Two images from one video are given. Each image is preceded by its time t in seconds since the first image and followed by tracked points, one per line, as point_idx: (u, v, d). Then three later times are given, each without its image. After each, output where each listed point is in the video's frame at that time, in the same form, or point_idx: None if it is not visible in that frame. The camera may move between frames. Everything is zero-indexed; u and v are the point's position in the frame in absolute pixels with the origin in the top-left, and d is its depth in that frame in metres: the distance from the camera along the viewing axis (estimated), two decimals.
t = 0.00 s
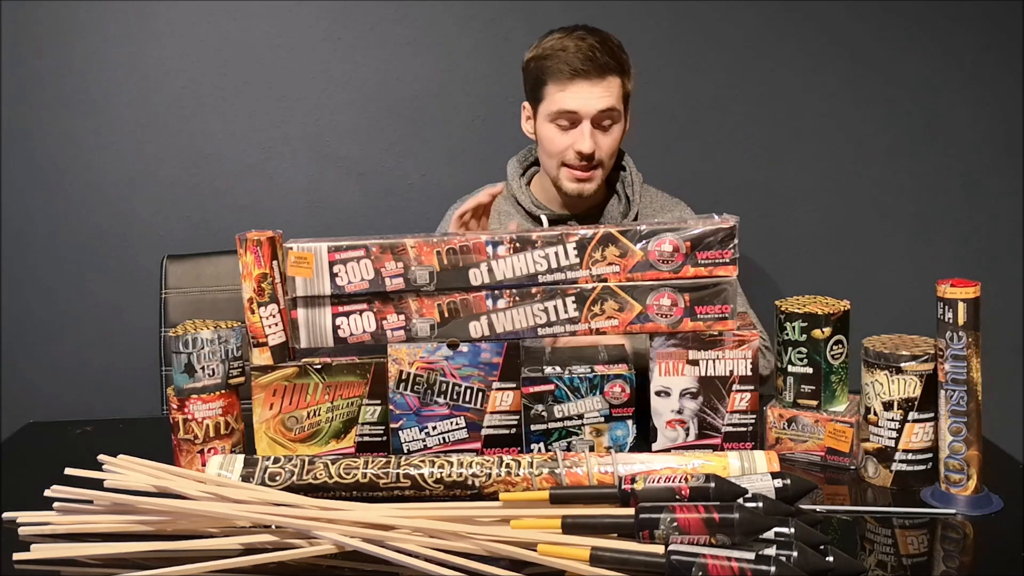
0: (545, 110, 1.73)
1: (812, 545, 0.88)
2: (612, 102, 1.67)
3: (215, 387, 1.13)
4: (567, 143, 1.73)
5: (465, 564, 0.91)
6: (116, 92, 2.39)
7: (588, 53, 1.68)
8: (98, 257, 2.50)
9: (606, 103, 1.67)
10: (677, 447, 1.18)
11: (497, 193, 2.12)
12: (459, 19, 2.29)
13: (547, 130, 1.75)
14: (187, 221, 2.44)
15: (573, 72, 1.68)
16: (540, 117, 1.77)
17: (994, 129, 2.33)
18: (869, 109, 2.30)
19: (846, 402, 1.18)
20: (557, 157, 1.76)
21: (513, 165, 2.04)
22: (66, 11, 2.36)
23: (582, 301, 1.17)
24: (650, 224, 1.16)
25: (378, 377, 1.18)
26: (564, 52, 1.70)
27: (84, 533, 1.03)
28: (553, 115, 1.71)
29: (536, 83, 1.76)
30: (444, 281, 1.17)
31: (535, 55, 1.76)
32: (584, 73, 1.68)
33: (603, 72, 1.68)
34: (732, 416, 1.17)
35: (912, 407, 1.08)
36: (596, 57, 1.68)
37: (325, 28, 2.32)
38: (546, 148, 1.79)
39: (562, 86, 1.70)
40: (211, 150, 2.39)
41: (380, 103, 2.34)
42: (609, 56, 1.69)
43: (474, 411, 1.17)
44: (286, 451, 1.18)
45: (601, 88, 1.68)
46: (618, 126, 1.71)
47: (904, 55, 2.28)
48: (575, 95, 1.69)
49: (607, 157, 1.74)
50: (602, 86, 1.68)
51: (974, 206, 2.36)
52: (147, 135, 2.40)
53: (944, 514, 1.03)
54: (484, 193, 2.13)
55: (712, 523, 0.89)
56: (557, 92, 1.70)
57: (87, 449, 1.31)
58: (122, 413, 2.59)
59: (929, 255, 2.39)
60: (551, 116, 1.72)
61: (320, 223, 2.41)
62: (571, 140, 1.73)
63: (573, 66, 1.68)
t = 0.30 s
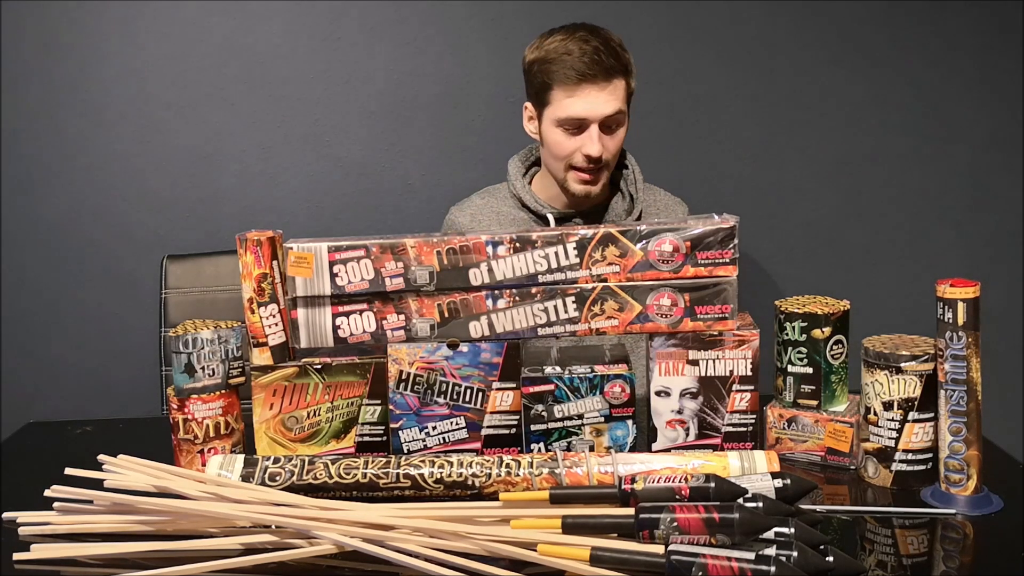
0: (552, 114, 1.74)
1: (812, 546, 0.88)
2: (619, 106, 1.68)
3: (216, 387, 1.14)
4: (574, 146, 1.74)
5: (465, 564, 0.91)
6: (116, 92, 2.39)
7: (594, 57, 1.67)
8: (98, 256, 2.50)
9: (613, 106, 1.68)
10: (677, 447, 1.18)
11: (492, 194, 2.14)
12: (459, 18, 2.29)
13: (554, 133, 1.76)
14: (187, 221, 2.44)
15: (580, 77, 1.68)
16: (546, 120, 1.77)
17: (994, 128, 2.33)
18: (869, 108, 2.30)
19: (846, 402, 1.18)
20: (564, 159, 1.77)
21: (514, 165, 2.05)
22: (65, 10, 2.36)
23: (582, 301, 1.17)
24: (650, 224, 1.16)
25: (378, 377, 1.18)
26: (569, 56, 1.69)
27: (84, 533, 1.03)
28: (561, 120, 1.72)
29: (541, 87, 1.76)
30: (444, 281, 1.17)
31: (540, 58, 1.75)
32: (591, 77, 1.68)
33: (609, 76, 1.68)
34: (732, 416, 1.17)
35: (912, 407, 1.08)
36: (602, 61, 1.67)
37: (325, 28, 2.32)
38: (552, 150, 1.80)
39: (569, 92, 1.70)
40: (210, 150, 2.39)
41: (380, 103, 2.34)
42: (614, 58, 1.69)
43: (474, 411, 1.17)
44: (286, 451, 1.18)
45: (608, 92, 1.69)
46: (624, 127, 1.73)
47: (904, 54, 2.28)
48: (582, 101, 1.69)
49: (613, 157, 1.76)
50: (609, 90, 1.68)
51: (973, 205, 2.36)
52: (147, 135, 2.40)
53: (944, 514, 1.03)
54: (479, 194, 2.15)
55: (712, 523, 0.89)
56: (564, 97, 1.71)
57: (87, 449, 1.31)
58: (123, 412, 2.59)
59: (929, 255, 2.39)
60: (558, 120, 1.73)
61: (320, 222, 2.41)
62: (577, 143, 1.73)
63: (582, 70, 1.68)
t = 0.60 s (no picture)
0: (546, 105, 1.74)
1: (812, 545, 0.88)
2: (613, 94, 1.68)
3: (216, 387, 1.14)
4: (569, 138, 1.74)
5: (465, 564, 0.91)
6: (116, 92, 2.39)
7: (587, 45, 1.69)
8: (98, 256, 2.50)
9: (607, 95, 1.68)
10: (677, 447, 1.18)
11: (493, 193, 2.14)
12: (459, 19, 2.29)
13: (549, 126, 1.75)
14: (187, 221, 2.44)
15: (573, 66, 1.69)
16: (540, 113, 1.77)
17: (993, 129, 2.33)
18: (869, 109, 2.30)
19: (846, 402, 1.18)
20: (559, 153, 1.76)
21: (514, 164, 2.03)
22: (66, 11, 2.36)
23: (582, 301, 1.17)
24: (650, 224, 1.16)
25: (378, 377, 1.18)
26: (562, 45, 1.71)
27: (84, 533, 1.03)
28: (555, 110, 1.72)
29: (536, 79, 1.77)
30: (444, 281, 1.17)
31: (534, 49, 1.77)
32: (584, 66, 1.69)
33: (602, 64, 1.69)
34: (732, 416, 1.17)
35: (912, 407, 1.08)
36: (595, 49, 1.69)
37: (326, 29, 2.32)
38: (548, 144, 1.79)
39: (562, 81, 1.70)
40: (210, 150, 2.39)
41: (380, 103, 2.34)
42: (608, 48, 1.70)
43: (474, 411, 1.17)
44: (286, 451, 1.18)
45: (602, 80, 1.69)
46: (619, 118, 1.72)
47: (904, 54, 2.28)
48: (576, 90, 1.69)
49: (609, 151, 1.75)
50: (602, 78, 1.68)
51: (973, 206, 2.37)
52: (147, 135, 2.40)
53: (944, 514, 1.03)
54: (480, 193, 2.15)
55: (712, 523, 0.89)
56: (558, 87, 1.71)
57: (87, 449, 1.31)
58: (123, 412, 2.59)
59: (928, 255, 2.39)
60: (552, 111, 1.73)
61: (320, 223, 2.42)
62: (573, 135, 1.73)
63: (573, 60, 1.69)
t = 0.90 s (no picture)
0: (538, 94, 1.73)
1: (812, 545, 0.88)
2: (605, 80, 1.68)
3: (216, 387, 1.14)
4: (562, 127, 1.72)
5: (465, 565, 0.91)
6: (117, 92, 2.39)
7: (578, 32, 1.70)
8: (98, 256, 2.50)
9: (599, 81, 1.67)
10: (677, 447, 1.18)
11: (487, 185, 2.13)
12: (459, 18, 2.29)
13: (541, 115, 1.74)
14: (187, 221, 2.44)
15: (564, 52, 1.70)
16: (533, 103, 1.76)
17: (993, 128, 2.33)
18: (869, 108, 2.30)
19: (846, 402, 1.18)
20: (553, 143, 1.75)
21: (507, 156, 2.02)
22: (65, 11, 2.36)
23: (582, 301, 1.17)
24: (650, 224, 1.16)
25: (378, 377, 1.18)
26: (553, 32, 1.72)
27: (84, 533, 1.03)
28: (547, 98, 1.71)
29: (528, 68, 1.77)
30: (444, 281, 1.17)
31: (527, 39, 1.78)
32: (575, 52, 1.69)
33: (594, 51, 1.70)
34: (732, 416, 1.17)
35: (912, 407, 1.08)
36: (586, 35, 1.70)
37: (324, 28, 2.32)
38: (541, 134, 1.77)
39: (554, 68, 1.70)
40: (210, 150, 2.39)
41: (380, 103, 2.34)
42: (599, 34, 1.72)
43: (474, 411, 1.17)
44: (286, 451, 1.18)
45: (594, 67, 1.69)
46: (612, 105, 1.71)
47: (904, 54, 2.28)
48: (568, 77, 1.68)
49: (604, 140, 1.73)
50: (594, 64, 1.69)
51: (973, 205, 2.37)
52: (148, 135, 2.40)
53: (944, 514, 1.03)
54: (475, 185, 2.15)
55: (712, 523, 0.88)
56: (549, 75, 1.71)
57: (87, 449, 1.31)
58: (124, 412, 2.59)
59: (929, 255, 2.39)
60: (544, 100, 1.72)
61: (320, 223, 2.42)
62: (565, 124, 1.72)
63: (564, 47, 1.69)
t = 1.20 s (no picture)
0: (522, 105, 1.73)
1: (812, 545, 0.88)
2: (585, 93, 1.68)
3: (215, 387, 1.14)
4: (544, 138, 1.72)
5: (466, 564, 0.91)
6: (117, 92, 2.39)
7: (561, 45, 1.70)
8: (98, 256, 2.50)
9: (580, 94, 1.68)
10: (677, 447, 1.18)
11: (488, 186, 2.14)
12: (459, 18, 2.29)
13: (525, 125, 1.74)
14: (186, 221, 2.44)
15: (546, 65, 1.69)
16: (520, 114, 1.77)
17: (994, 129, 2.33)
18: (869, 109, 2.30)
19: (846, 402, 1.18)
20: (537, 154, 1.75)
21: (507, 162, 2.00)
22: (66, 11, 2.36)
23: (581, 301, 1.17)
24: (650, 224, 1.16)
25: (378, 377, 1.18)
26: (538, 45, 1.72)
27: (85, 533, 1.03)
28: (530, 109, 1.71)
29: (515, 79, 1.77)
30: (444, 281, 1.17)
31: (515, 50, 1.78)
32: (557, 66, 1.69)
33: (575, 64, 1.69)
34: (732, 416, 1.17)
35: (912, 407, 1.08)
36: (568, 49, 1.70)
37: (325, 29, 2.32)
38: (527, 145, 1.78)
39: (535, 81, 1.70)
40: (210, 150, 2.39)
41: (380, 103, 2.34)
42: (583, 48, 1.72)
43: (474, 411, 1.17)
44: (286, 452, 1.18)
45: (575, 80, 1.69)
46: (594, 117, 1.71)
47: (905, 54, 2.28)
48: (548, 89, 1.68)
49: (587, 151, 1.73)
50: (575, 78, 1.69)
51: (974, 206, 2.37)
52: (148, 135, 2.40)
53: (944, 514, 1.03)
54: (476, 186, 2.16)
55: (712, 522, 0.88)
56: (530, 87, 1.70)
57: (87, 449, 1.31)
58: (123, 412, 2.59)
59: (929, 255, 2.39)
60: (527, 111, 1.72)
61: (321, 223, 2.42)
62: (547, 135, 1.72)
63: (546, 60, 1.69)
